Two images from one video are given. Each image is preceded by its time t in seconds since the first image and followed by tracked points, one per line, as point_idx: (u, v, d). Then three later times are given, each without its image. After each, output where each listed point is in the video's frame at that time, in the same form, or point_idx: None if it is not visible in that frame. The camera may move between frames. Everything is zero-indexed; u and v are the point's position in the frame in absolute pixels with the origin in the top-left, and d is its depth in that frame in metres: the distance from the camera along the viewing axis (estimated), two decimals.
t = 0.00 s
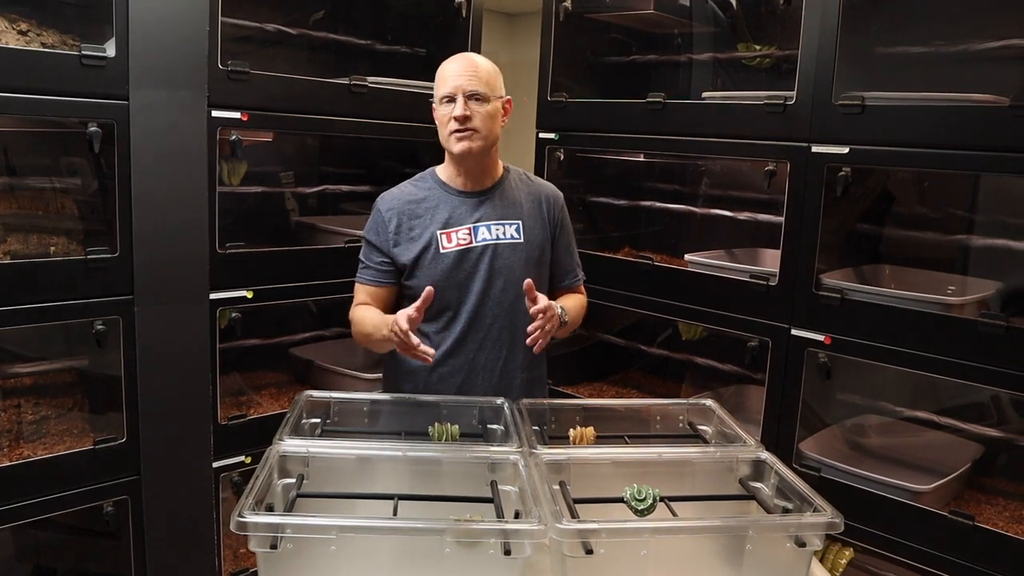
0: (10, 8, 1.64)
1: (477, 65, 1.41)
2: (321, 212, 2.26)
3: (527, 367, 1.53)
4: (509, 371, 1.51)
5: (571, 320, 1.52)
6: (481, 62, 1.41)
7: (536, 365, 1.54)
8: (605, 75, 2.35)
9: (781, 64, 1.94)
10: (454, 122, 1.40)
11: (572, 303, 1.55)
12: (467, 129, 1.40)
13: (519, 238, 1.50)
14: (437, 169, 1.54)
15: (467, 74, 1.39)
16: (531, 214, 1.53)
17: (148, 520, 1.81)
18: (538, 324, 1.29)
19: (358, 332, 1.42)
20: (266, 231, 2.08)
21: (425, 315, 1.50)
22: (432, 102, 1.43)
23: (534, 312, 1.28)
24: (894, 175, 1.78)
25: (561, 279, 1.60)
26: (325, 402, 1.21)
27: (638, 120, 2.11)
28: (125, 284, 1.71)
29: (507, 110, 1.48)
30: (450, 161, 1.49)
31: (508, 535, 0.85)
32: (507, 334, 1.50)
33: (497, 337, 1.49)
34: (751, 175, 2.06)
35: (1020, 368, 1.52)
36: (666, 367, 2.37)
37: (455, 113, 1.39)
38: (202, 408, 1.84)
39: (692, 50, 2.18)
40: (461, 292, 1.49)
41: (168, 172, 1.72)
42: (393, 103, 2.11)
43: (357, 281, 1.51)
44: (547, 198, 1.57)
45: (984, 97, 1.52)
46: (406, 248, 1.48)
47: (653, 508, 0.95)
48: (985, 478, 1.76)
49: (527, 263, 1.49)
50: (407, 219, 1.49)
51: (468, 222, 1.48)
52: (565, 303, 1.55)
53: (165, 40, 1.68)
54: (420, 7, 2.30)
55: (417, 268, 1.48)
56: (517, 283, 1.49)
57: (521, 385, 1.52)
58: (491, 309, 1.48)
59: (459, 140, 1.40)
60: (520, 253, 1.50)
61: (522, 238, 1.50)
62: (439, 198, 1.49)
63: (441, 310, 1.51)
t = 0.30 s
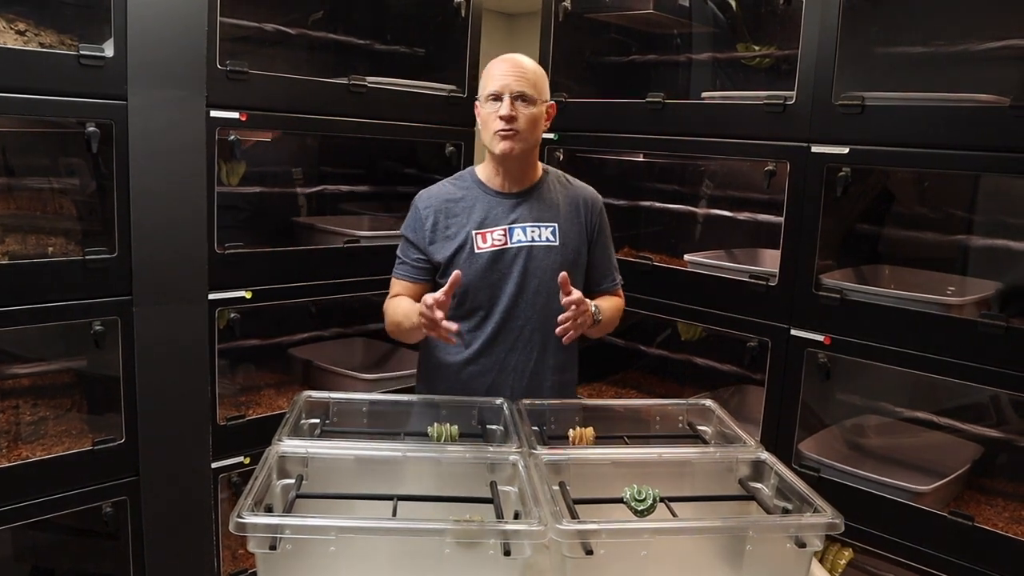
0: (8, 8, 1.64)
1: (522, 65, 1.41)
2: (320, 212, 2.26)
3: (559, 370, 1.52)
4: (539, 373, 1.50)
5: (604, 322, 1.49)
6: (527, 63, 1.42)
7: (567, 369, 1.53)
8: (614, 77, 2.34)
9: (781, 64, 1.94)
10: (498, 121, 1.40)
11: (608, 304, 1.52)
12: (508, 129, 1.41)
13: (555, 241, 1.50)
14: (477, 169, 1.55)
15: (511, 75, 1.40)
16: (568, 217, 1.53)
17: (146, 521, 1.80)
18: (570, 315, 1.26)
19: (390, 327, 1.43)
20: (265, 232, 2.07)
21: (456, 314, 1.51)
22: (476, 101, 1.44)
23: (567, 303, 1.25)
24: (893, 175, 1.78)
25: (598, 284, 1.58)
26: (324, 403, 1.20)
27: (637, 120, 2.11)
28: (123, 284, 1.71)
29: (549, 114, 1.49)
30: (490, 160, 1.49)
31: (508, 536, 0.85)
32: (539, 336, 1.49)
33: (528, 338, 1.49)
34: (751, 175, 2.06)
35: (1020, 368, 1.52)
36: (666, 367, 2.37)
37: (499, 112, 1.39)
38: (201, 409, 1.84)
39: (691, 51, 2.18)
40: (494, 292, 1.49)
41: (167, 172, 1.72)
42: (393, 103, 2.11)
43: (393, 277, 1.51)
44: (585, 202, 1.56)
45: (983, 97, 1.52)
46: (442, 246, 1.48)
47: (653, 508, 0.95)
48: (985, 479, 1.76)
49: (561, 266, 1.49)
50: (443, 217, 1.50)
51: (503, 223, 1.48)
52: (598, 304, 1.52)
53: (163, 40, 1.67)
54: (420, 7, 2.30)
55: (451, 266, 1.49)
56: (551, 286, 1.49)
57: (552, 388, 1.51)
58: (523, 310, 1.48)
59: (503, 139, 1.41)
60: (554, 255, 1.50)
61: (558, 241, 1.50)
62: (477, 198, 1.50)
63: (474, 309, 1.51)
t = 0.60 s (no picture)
0: (6, 7, 1.64)
1: (559, 72, 1.40)
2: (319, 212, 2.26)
3: (579, 375, 1.52)
4: (558, 377, 1.50)
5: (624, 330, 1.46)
6: (564, 69, 1.41)
7: (588, 374, 1.53)
8: (615, 77, 2.32)
9: (780, 64, 1.94)
10: (531, 130, 1.41)
11: (633, 313, 1.50)
12: (542, 137, 1.41)
13: (580, 248, 1.49)
14: (507, 169, 1.55)
15: (548, 82, 1.39)
16: (595, 224, 1.51)
17: (145, 521, 1.80)
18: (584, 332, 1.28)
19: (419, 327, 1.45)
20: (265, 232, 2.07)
21: (479, 314, 1.52)
22: (511, 106, 1.43)
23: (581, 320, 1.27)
24: (893, 174, 1.78)
25: (623, 291, 1.57)
26: (323, 403, 1.20)
27: (636, 120, 2.11)
28: (122, 285, 1.71)
29: (584, 119, 1.48)
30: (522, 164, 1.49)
31: (508, 536, 0.85)
32: (560, 340, 1.49)
33: (548, 342, 1.49)
34: (750, 175, 2.06)
35: (1020, 368, 1.52)
36: (666, 367, 2.37)
37: (533, 121, 1.40)
38: (200, 409, 1.83)
39: (691, 50, 2.18)
40: (517, 294, 1.50)
41: (166, 172, 1.72)
42: (392, 103, 2.10)
43: (423, 275, 1.54)
44: (613, 208, 1.55)
45: (983, 96, 1.52)
46: (469, 246, 1.49)
47: (653, 508, 0.95)
48: (985, 478, 1.76)
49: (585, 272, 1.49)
50: (471, 217, 1.50)
51: (529, 226, 1.48)
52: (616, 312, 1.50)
53: (162, 40, 1.67)
54: (419, 6, 2.30)
55: (477, 267, 1.50)
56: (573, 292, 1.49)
57: (570, 392, 1.51)
58: (544, 314, 1.49)
59: (535, 148, 1.41)
60: (578, 262, 1.49)
61: (583, 247, 1.50)
62: (504, 201, 1.49)
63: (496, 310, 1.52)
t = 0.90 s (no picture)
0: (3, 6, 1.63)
1: (562, 74, 1.40)
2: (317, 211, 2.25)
3: (585, 373, 1.52)
4: (565, 375, 1.50)
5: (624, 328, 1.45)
6: (568, 70, 1.40)
7: (594, 372, 1.53)
8: (613, 76, 2.32)
9: (779, 63, 1.94)
10: (534, 130, 1.41)
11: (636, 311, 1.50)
12: (544, 137, 1.41)
13: (587, 246, 1.49)
14: (513, 168, 1.54)
15: (551, 83, 1.39)
16: (601, 223, 1.52)
17: (143, 521, 1.80)
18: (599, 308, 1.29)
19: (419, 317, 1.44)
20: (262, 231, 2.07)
21: (485, 313, 1.51)
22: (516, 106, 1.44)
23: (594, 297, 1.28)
24: (891, 173, 1.78)
25: (627, 290, 1.57)
26: (321, 402, 1.20)
27: (635, 119, 2.11)
28: (119, 285, 1.70)
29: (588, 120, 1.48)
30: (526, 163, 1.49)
31: (507, 536, 0.85)
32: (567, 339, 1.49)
33: (555, 341, 1.49)
34: (749, 174, 2.05)
35: (1019, 367, 1.52)
36: (664, 366, 2.37)
37: (535, 122, 1.40)
38: (198, 409, 1.83)
39: (689, 49, 2.18)
40: (523, 293, 1.49)
41: (164, 171, 1.71)
42: (390, 102, 2.10)
43: (427, 271, 1.51)
44: (618, 208, 1.55)
45: (982, 96, 1.52)
46: (476, 243, 1.48)
47: (652, 508, 0.95)
48: (984, 478, 1.76)
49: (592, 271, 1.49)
50: (478, 215, 1.49)
51: (536, 225, 1.48)
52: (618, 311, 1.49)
53: (159, 39, 1.67)
54: (417, 5, 2.29)
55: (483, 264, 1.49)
56: (580, 291, 1.49)
57: (577, 390, 1.51)
58: (551, 313, 1.49)
59: (537, 148, 1.41)
60: (585, 261, 1.50)
61: (589, 246, 1.50)
62: (512, 199, 1.49)
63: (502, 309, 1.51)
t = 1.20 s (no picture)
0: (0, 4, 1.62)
1: (558, 73, 1.39)
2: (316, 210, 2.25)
3: (591, 370, 1.52)
4: (572, 374, 1.50)
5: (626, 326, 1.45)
6: (563, 70, 1.40)
7: (600, 369, 1.53)
8: (611, 74, 2.32)
9: (778, 61, 1.94)
10: (531, 132, 1.41)
11: (636, 309, 1.50)
12: (541, 138, 1.40)
13: (588, 244, 1.49)
14: (511, 170, 1.54)
15: (547, 83, 1.39)
16: (602, 220, 1.52)
17: (143, 520, 1.80)
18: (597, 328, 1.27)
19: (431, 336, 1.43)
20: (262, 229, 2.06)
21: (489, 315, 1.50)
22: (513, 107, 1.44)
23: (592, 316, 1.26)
24: (891, 171, 1.78)
25: (629, 287, 1.57)
26: (321, 401, 1.20)
27: (634, 117, 2.10)
28: (118, 283, 1.70)
29: (585, 118, 1.48)
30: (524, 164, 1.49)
31: (507, 535, 0.84)
32: (573, 337, 1.49)
33: (562, 340, 1.49)
34: (749, 172, 2.05)
35: (1019, 365, 1.52)
36: (664, 364, 2.37)
37: (532, 123, 1.40)
38: (197, 407, 1.83)
39: (689, 46, 2.18)
40: (528, 293, 1.49)
41: (164, 170, 1.71)
42: (389, 100, 2.10)
43: (429, 278, 1.51)
44: (618, 204, 1.55)
45: (982, 93, 1.51)
46: (477, 248, 1.48)
47: (653, 507, 0.95)
48: (984, 475, 1.76)
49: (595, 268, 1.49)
50: (478, 218, 1.49)
51: (537, 225, 1.48)
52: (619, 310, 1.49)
53: (158, 36, 1.66)
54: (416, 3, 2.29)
55: (485, 268, 1.49)
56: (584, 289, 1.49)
57: (585, 388, 1.52)
58: (556, 312, 1.48)
59: (534, 149, 1.41)
60: (587, 258, 1.49)
61: (591, 244, 1.50)
62: (511, 201, 1.49)
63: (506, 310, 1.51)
